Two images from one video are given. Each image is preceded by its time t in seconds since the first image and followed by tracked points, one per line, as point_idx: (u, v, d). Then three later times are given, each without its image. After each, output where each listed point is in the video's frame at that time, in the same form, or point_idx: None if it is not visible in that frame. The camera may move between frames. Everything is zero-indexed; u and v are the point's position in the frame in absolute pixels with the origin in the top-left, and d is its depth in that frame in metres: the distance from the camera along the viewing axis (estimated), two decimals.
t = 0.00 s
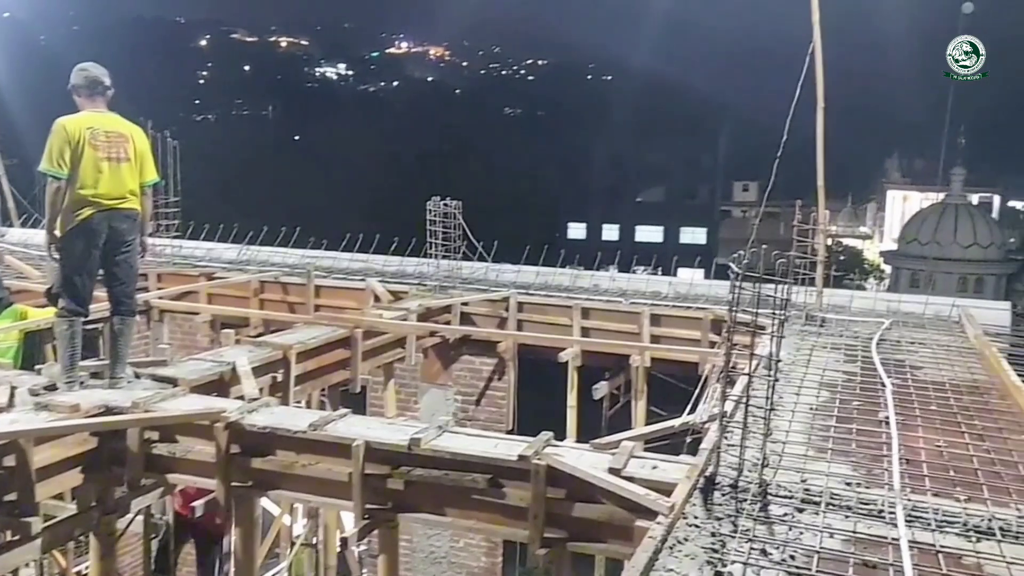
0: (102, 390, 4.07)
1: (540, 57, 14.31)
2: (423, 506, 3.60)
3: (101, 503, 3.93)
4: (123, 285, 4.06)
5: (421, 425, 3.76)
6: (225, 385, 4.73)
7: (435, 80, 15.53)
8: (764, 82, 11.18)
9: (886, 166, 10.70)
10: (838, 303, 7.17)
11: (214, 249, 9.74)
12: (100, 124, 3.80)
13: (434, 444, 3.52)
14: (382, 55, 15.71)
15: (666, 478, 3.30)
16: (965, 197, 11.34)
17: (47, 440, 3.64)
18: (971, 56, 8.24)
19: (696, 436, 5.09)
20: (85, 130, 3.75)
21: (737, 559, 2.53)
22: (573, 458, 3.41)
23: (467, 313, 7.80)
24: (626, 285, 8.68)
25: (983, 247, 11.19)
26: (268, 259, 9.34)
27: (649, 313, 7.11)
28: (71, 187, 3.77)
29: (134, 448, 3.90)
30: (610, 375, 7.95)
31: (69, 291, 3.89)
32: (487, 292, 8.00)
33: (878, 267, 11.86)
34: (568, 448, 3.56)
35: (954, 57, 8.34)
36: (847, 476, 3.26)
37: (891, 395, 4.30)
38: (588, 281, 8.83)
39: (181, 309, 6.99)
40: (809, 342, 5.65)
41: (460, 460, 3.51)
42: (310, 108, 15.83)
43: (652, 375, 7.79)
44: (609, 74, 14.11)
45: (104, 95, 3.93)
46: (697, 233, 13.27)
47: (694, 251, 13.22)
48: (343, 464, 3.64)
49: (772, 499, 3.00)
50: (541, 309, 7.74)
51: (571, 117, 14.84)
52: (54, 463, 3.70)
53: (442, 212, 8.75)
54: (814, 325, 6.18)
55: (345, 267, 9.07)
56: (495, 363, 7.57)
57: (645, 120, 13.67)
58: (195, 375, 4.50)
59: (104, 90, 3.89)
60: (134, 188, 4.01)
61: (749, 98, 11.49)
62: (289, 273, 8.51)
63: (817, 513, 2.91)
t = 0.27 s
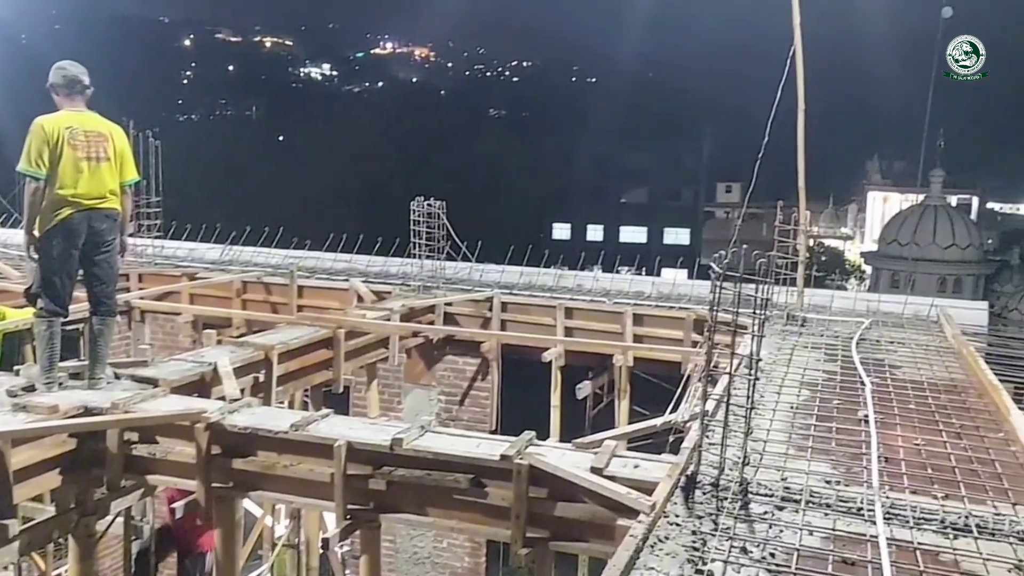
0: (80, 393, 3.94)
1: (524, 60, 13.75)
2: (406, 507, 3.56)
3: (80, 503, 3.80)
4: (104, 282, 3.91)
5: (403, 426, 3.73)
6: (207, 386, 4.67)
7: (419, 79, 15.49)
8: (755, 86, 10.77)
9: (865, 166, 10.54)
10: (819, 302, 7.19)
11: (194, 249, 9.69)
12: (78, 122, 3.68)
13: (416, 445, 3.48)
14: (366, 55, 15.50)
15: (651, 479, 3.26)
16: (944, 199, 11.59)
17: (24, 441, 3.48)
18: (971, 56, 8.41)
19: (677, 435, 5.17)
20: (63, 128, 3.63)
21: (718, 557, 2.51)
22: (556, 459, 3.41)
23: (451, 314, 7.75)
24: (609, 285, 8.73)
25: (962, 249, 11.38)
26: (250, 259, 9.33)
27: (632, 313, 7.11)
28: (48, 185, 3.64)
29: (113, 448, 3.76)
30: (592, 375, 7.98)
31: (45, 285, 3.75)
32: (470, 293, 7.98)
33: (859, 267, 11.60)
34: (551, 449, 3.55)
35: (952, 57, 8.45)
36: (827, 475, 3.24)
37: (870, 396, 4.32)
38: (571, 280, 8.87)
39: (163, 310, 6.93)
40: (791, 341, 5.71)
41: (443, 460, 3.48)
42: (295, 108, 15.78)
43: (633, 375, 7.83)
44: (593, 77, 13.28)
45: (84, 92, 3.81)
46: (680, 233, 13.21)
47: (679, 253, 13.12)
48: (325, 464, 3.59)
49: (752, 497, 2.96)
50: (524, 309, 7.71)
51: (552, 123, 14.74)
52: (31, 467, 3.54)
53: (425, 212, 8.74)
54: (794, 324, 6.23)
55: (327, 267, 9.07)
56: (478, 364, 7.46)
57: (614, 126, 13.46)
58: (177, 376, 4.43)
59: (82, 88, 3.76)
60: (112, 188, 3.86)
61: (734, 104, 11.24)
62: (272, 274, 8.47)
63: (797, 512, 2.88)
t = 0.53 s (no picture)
0: (68, 394, 3.88)
1: (512, 61, 13.38)
2: (395, 507, 3.50)
3: (68, 504, 3.71)
4: (89, 283, 3.77)
5: (392, 426, 3.67)
6: (196, 386, 4.54)
7: (408, 80, 14.88)
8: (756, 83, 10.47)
9: (854, 166, 10.20)
10: (806, 303, 7.16)
11: (183, 250, 9.62)
12: (65, 125, 3.54)
13: (405, 444, 3.43)
14: (354, 55, 14.79)
15: (635, 477, 3.16)
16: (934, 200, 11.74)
17: (11, 442, 3.41)
18: (970, 57, 8.14)
19: (666, 435, 5.03)
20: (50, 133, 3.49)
21: (705, 557, 2.24)
22: (543, 458, 3.33)
23: (438, 314, 7.66)
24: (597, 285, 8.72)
25: (950, 249, 11.48)
26: (239, 260, 9.28)
27: (620, 312, 7.07)
28: (36, 187, 3.51)
29: (100, 451, 3.68)
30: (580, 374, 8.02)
31: (33, 287, 3.62)
32: (459, 293, 7.94)
33: (846, 267, 11.32)
34: (539, 448, 3.49)
35: (952, 57, 8.20)
36: (813, 475, 2.91)
37: (859, 395, 4.00)
38: (560, 280, 8.86)
39: (150, 310, 6.89)
40: (777, 342, 5.59)
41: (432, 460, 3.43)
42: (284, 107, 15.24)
43: (620, 374, 7.86)
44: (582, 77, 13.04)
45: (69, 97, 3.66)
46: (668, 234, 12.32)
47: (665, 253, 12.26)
48: (314, 464, 3.53)
49: (739, 497, 2.66)
50: (511, 309, 7.65)
51: (542, 126, 14.21)
52: (18, 467, 3.46)
53: (414, 213, 8.74)
54: (783, 324, 6.15)
55: (316, 268, 9.04)
56: (465, 364, 7.39)
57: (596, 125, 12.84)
58: (165, 377, 4.32)
59: (70, 93, 3.63)
60: (99, 189, 3.72)
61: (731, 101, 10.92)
62: (260, 274, 8.41)
63: (784, 511, 2.57)
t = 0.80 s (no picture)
0: (56, 395, 3.79)
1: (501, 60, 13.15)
2: (386, 506, 3.45)
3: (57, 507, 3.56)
4: (80, 286, 3.59)
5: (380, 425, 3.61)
6: (186, 386, 4.46)
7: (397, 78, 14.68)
8: (761, 78, 9.30)
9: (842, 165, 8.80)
10: (797, 302, 6.78)
11: (173, 250, 9.54)
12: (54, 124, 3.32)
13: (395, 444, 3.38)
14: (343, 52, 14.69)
15: (625, 475, 3.14)
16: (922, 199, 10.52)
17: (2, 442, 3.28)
18: (972, 58, 7.72)
19: (655, 438, 4.75)
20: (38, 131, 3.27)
21: (694, 556, 2.24)
22: (533, 457, 3.29)
23: (427, 314, 7.16)
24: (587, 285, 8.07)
25: (938, 248, 10.44)
26: (229, 259, 9.18)
27: (610, 312, 6.54)
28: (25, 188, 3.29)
29: (90, 450, 3.57)
30: (570, 373, 7.98)
31: (23, 289, 3.44)
32: (448, 292, 7.41)
33: (834, 267, 9.65)
34: (527, 447, 3.45)
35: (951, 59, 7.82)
36: (803, 474, 2.91)
37: (847, 395, 4.00)
38: (549, 280, 8.24)
39: (139, 310, 6.79)
40: (767, 341, 5.45)
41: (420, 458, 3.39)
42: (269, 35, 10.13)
43: (611, 373, 7.75)
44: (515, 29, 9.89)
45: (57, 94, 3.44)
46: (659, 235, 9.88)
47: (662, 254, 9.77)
48: (304, 464, 3.45)
49: (729, 497, 2.66)
50: (501, 310, 7.08)
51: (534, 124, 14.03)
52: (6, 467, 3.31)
53: (404, 213, 8.69)
54: (772, 324, 5.87)
55: (307, 266, 8.94)
56: (455, 364, 6.94)
57: (626, 85, 9.90)
58: (153, 377, 4.22)
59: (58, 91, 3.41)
60: (88, 190, 3.49)
61: (757, 84, 9.42)
62: (250, 273, 8.30)
63: (774, 510, 2.58)
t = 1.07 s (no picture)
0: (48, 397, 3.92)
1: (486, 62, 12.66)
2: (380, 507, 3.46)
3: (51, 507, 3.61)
4: (73, 284, 3.92)
5: (372, 425, 3.72)
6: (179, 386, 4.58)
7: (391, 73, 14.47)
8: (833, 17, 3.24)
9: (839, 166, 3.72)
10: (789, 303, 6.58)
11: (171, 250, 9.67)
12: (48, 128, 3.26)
13: (389, 445, 3.46)
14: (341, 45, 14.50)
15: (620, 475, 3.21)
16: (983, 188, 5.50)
17: None
18: (978, 61, 3.43)
19: (648, 434, 5.17)
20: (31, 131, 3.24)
21: (689, 556, 2.24)
22: (527, 458, 3.37)
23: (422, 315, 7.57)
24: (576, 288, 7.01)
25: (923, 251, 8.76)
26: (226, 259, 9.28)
27: (603, 313, 7.26)
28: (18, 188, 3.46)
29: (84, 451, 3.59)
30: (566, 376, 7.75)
31: (19, 290, 3.75)
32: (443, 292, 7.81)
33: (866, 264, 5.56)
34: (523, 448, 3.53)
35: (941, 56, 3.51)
36: (798, 474, 2.92)
37: (842, 396, 4.01)
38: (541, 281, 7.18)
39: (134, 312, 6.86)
40: (763, 341, 5.74)
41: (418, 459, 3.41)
42: None
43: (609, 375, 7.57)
44: None
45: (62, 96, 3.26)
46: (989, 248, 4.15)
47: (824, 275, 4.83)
48: (297, 465, 3.53)
49: (724, 496, 2.66)
50: (496, 311, 7.71)
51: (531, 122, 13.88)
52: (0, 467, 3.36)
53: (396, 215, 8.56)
54: (767, 324, 6.32)
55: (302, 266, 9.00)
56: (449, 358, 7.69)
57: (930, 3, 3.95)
58: (145, 377, 4.35)
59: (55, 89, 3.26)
60: (80, 189, 3.70)
61: None
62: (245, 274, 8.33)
63: (769, 511, 2.58)
